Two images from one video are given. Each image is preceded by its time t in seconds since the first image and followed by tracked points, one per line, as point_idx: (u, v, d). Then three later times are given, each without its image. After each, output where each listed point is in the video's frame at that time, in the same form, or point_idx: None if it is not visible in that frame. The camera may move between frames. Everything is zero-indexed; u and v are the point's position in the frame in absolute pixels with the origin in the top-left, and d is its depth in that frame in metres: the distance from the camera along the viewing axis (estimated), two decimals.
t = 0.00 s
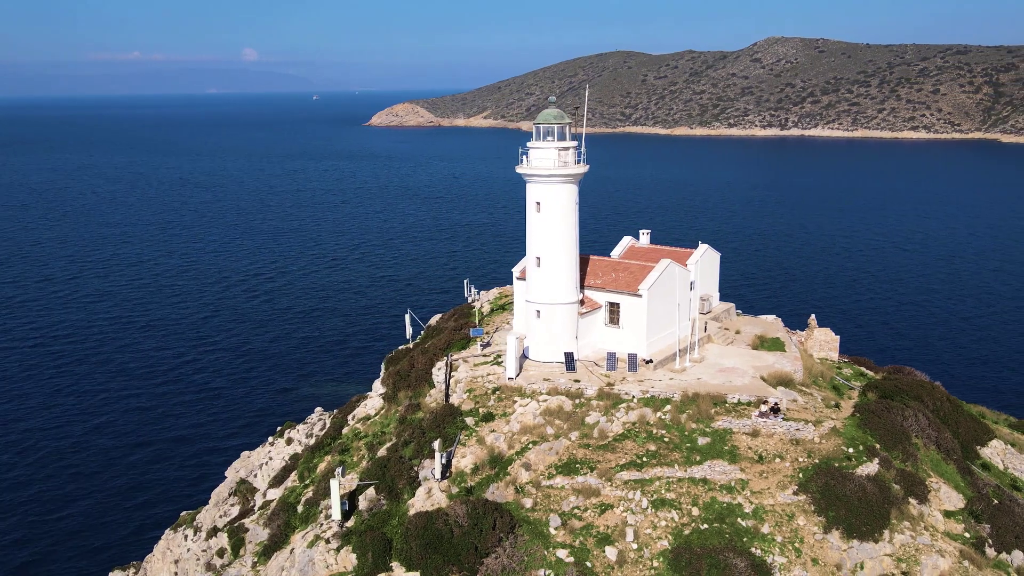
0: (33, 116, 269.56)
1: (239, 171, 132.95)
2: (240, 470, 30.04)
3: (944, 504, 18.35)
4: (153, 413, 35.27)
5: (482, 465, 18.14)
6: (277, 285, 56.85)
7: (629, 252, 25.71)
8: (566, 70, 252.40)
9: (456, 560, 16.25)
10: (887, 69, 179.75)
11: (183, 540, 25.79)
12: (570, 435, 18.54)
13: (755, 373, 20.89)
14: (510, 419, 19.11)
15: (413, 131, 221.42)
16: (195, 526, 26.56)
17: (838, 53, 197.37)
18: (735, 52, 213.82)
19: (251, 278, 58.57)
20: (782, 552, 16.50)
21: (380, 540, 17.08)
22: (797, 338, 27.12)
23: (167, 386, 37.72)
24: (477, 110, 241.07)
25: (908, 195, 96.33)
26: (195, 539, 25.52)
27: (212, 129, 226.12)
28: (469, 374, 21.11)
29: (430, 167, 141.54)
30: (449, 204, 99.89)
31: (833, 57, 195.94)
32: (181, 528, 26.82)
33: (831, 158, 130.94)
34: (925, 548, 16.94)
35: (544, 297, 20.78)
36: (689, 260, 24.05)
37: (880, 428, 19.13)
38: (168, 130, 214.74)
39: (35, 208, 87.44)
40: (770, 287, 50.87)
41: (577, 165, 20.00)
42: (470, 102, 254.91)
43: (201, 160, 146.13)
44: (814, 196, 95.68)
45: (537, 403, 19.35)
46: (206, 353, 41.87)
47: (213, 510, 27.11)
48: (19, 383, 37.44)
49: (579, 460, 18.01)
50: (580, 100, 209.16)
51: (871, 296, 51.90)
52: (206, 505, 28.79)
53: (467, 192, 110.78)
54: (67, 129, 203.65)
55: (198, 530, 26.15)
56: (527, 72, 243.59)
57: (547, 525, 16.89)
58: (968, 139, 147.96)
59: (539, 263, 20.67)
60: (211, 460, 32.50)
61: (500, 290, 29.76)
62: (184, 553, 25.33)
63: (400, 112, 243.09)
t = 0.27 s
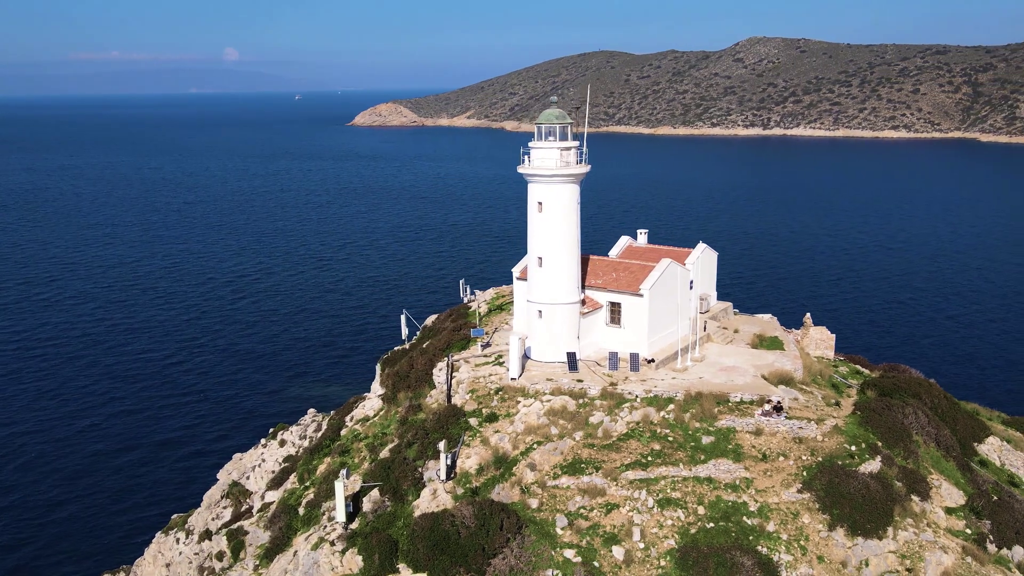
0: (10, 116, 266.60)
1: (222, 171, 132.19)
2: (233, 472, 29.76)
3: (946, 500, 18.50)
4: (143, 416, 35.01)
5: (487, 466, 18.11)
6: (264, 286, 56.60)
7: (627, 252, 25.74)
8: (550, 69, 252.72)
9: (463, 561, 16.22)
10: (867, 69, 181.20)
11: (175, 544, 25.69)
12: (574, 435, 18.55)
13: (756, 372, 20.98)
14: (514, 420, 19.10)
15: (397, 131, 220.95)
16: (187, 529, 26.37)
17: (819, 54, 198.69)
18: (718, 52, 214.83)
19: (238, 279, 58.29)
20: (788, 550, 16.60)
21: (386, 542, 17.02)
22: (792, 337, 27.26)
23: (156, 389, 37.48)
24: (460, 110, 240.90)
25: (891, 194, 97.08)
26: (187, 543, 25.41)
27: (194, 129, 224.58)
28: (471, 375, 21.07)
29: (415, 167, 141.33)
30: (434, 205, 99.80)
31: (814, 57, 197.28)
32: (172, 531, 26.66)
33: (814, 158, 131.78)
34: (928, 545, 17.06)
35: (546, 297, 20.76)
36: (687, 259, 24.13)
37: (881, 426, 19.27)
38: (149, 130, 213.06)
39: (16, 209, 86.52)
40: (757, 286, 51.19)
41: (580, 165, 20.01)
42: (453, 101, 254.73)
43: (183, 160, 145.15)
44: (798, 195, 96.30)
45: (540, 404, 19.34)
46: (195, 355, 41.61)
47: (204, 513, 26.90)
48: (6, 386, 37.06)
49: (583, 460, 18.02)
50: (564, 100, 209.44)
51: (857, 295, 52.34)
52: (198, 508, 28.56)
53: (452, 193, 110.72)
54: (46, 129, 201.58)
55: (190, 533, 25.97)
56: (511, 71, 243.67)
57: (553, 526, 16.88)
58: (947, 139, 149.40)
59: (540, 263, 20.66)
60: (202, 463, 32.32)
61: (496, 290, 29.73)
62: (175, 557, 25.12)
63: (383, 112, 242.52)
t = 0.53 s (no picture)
0: None
1: (204, 171, 131.35)
2: (225, 474, 29.96)
3: (947, 497, 18.66)
4: (134, 419, 34.81)
5: (492, 466, 18.09)
6: (252, 287, 56.36)
7: (625, 252, 25.77)
8: (533, 69, 252.79)
9: (471, 562, 16.19)
10: (849, 69, 182.47)
11: (167, 547, 25.93)
12: (578, 435, 18.55)
13: (757, 370, 21.06)
14: (518, 420, 19.07)
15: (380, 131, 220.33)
16: (179, 531, 26.58)
17: (800, 54, 199.77)
18: (700, 52, 215.66)
19: (225, 280, 58.00)
20: (794, 548, 16.68)
21: (393, 543, 16.96)
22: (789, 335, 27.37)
23: (146, 392, 37.26)
24: (444, 110, 240.57)
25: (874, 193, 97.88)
26: (179, 545, 25.68)
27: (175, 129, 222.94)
28: (474, 376, 21.03)
29: (399, 167, 141.04)
30: (419, 205, 99.65)
31: (796, 57, 198.45)
32: (164, 534, 26.82)
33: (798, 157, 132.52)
34: (932, 541, 17.19)
35: (548, 297, 20.74)
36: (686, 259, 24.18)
37: (882, 424, 19.41)
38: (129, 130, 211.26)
39: None
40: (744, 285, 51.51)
41: (581, 165, 20.02)
42: (437, 101, 254.34)
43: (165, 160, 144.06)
44: (782, 194, 96.82)
45: (544, 403, 19.33)
46: (185, 358, 41.38)
47: (196, 516, 27.08)
48: None
49: (589, 460, 18.03)
50: (547, 100, 209.58)
51: (844, 294, 52.75)
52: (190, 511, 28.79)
53: (437, 193, 110.57)
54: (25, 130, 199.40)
55: (182, 536, 26.22)
56: (494, 71, 243.59)
57: (560, 526, 16.89)
58: (928, 138, 150.69)
59: (542, 263, 20.66)
60: (195, 467, 32.18)
61: (493, 290, 29.69)
62: (167, 560, 25.44)
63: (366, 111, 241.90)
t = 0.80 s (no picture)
0: None
1: (189, 172, 130.65)
2: (218, 477, 30.06)
3: (948, 494, 18.78)
4: (125, 423, 34.63)
5: (496, 467, 18.06)
6: (241, 288, 56.16)
7: (623, 252, 25.77)
8: (519, 69, 252.89)
9: (477, 563, 16.18)
10: (833, 69, 183.63)
11: (160, 550, 26.06)
12: (582, 435, 18.53)
13: (758, 369, 21.13)
14: (522, 420, 19.04)
15: (366, 131, 219.94)
16: (173, 535, 26.69)
17: (784, 54, 200.86)
18: (685, 52, 216.40)
19: (214, 281, 57.77)
20: (799, 546, 16.75)
21: (398, 545, 16.90)
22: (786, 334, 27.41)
23: (137, 395, 37.10)
24: (430, 110, 240.31)
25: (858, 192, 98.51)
26: (172, 549, 25.83)
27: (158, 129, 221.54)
28: (475, 376, 21.00)
29: (385, 167, 140.79)
30: (407, 205, 99.53)
31: (780, 57, 199.46)
32: (156, 537, 26.91)
33: (783, 156, 133.20)
34: (934, 538, 17.29)
35: (549, 297, 20.73)
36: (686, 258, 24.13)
37: (883, 422, 19.52)
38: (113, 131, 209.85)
39: None
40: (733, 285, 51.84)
41: (583, 165, 20.01)
42: (423, 101, 254.11)
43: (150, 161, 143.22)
44: (768, 193, 97.32)
45: (548, 403, 19.31)
46: (175, 360, 41.21)
47: (190, 519, 27.20)
48: None
49: (593, 460, 18.04)
50: (533, 100, 209.73)
51: (832, 292, 53.18)
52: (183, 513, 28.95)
53: (424, 193, 110.54)
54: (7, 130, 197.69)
55: (176, 539, 26.35)
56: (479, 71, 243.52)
57: (566, 526, 16.88)
58: (911, 138, 151.89)
59: (544, 263, 20.64)
60: (188, 470, 32.10)
61: (491, 291, 29.65)
62: (160, 563, 25.63)
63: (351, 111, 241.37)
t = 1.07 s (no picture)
0: None
1: (171, 173, 129.74)
2: (211, 479, 30.15)
3: (949, 491, 18.94)
4: (115, 427, 34.43)
5: (501, 468, 18.03)
6: (228, 290, 55.90)
7: (621, 251, 25.79)
8: (502, 69, 252.93)
9: (485, 564, 16.16)
10: (814, 69, 184.78)
11: (151, 554, 26.37)
12: (586, 435, 18.55)
13: (759, 368, 21.20)
14: (526, 421, 19.02)
15: (349, 131, 219.36)
16: (163, 538, 26.99)
17: (766, 54, 201.99)
18: (668, 52, 217.15)
19: (201, 283, 57.51)
20: (805, 544, 16.84)
21: (405, 546, 16.84)
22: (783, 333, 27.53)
23: (126, 399, 36.90)
24: (413, 110, 239.98)
25: (842, 191, 99.17)
26: (163, 552, 26.20)
27: (139, 129, 219.74)
28: (477, 377, 20.97)
29: (370, 168, 140.47)
30: (392, 205, 99.35)
31: (762, 57, 200.54)
32: (147, 541, 27.18)
33: (767, 155, 133.97)
34: (938, 535, 17.43)
35: (551, 297, 20.71)
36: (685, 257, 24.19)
37: (885, 420, 19.64)
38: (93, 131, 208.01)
39: None
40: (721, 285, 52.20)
41: (585, 165, 20.01)
42: (406, 101, 253.63)
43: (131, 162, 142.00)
44: (752, 193, 97.80)
45: (552, 404, 19.30)
46: (164, 364, 41.00)
47: (180, 522, 27.48)
48: None
49: (598, 460, 18.05)
50: (517, 100, 209.84)
51: (819, 291, 53.63)
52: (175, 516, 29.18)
53: (409, 193, 110.44)
54: None
55: (167, 542, 26.68)
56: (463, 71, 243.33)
57: (572, 526, 16.88)
58: (892, 137, 153.19)
59: (546, 263, 20.63)
60: (181, 474, 32.04)
61: (488, 291, 29.61)
62: (152, 566, 25.95)
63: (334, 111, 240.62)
